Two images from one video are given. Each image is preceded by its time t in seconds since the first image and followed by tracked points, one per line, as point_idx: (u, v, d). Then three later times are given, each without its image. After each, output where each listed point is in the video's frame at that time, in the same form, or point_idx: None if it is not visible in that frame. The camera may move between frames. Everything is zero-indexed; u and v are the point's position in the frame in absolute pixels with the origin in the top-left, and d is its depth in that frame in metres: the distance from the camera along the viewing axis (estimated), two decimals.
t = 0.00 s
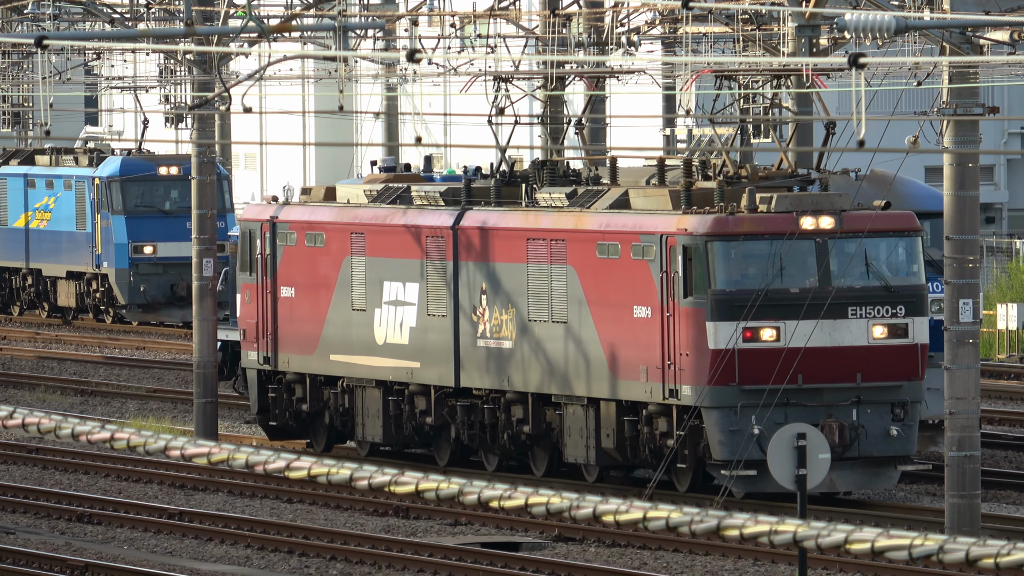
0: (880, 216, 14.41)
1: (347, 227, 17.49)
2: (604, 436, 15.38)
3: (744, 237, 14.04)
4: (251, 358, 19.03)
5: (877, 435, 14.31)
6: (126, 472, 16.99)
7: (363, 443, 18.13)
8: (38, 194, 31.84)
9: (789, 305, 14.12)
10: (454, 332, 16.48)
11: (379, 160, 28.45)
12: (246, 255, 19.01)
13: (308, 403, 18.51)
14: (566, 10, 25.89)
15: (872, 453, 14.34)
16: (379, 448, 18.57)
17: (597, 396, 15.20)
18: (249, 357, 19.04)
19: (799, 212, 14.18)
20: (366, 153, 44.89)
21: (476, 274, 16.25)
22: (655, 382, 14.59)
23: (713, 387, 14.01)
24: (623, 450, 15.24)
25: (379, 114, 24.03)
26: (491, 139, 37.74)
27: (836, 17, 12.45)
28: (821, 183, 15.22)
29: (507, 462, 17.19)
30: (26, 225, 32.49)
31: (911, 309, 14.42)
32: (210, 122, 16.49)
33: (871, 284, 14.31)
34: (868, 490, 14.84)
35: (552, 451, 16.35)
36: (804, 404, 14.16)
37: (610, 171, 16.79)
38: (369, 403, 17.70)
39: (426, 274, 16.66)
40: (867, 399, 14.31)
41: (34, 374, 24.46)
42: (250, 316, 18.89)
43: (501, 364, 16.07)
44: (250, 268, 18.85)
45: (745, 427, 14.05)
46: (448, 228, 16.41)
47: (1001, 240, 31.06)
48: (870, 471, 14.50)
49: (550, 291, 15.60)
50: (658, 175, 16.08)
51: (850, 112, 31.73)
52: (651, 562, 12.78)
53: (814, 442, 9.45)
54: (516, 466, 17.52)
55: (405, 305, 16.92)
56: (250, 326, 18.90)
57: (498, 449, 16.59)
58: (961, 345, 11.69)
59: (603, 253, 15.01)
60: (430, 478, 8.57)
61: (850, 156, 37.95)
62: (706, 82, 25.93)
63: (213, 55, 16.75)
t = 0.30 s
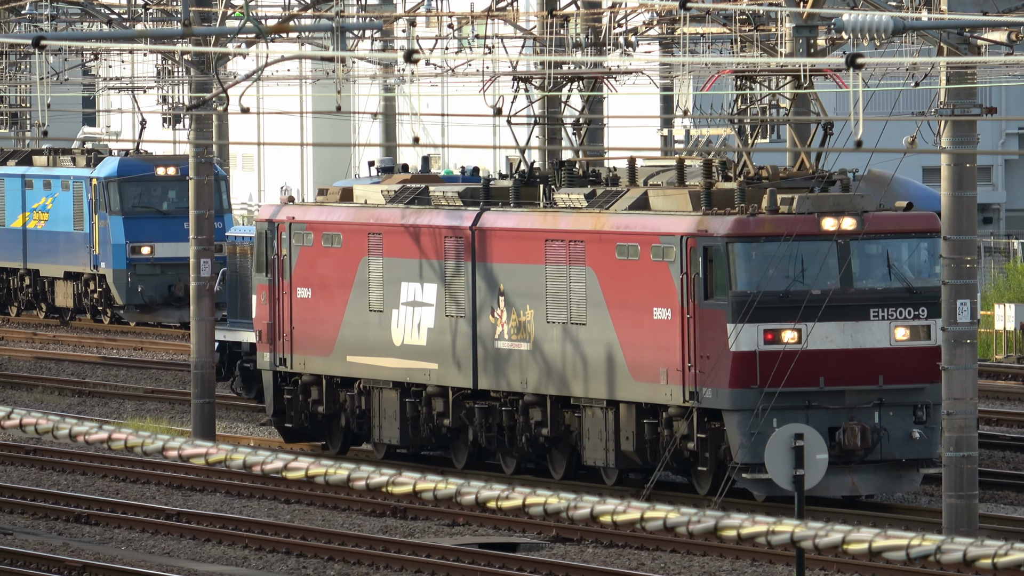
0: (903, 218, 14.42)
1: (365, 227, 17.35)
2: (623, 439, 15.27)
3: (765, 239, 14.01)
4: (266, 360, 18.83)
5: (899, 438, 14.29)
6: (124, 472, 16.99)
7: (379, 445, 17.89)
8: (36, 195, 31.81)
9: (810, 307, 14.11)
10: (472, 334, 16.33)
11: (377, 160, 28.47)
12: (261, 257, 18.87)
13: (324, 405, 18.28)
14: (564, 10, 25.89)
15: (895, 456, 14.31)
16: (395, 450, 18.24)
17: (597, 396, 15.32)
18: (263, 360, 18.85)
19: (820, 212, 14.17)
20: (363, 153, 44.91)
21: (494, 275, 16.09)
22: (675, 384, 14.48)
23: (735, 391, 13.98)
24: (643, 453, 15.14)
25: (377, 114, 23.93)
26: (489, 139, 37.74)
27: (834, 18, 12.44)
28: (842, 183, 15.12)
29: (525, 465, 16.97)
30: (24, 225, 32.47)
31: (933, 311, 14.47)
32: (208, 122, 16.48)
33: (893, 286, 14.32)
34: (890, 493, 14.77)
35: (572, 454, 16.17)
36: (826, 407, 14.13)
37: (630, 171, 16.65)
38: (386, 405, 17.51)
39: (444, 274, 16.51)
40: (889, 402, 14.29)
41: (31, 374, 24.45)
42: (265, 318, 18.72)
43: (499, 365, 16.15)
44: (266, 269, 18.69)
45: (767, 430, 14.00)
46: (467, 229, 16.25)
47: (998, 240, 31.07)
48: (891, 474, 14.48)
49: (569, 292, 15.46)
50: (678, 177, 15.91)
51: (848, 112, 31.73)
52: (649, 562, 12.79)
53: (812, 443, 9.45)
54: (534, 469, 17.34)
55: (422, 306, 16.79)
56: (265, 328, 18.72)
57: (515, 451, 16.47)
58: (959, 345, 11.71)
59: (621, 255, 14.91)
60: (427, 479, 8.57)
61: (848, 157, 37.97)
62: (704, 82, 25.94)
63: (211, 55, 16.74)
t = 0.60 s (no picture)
0: (925, 217, 14.31)
1: (380, 227, 17.23)
2: (643, 441, 15.20)
3: (786, 239, 13.95)
4: (282, 360, 18.75)
5: (921, 439, 14.22)
6: (121, 472, 16.98)
7: (393, 447, 17.77)
8: (32, 195, 31.80)
9: (831, 307, 14.07)
10: (490, 335, 16.24)
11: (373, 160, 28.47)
12: (279, 256, 18.75)
13: (339, 406, 18.21)
14: (561, 9, 25.90)
15: (916, 458, 14.23)
16: (410, 452, 18.21)
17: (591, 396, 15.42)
18: (279, 360, 18.75)
19: (841, 212, 14.11)
20: (359, 153, 44.92)
21: (511, 275, 15.97)
22: (694, 384, 14.44)
23: (754, 391, 13.96)
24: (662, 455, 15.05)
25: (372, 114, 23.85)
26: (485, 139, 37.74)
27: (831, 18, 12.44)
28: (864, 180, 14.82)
29: (542, 467, 16.96)
30: (20, 225, 32.45)
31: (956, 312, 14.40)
32: (205, 121, 16.46)
33: (915, 286, 14.25)
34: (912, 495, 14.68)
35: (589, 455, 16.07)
36: (846, 408, 14.07)
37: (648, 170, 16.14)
38: (402, 406, 17.42)
39: (462, 275, 16.39)
40: (911, 403, 14.22)
41: (28, 374, 24.44)
42: (281, 318, 18.63)
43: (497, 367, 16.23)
44: (281, 269, 18.61)
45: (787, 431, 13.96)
46: (485, 229, 16.16)
47: (994, 240, 31.11)
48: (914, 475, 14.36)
49: (587, 292, 15.37)
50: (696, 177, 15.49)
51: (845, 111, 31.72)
52: (646, 562, 12.79)
53: (809, 442, 9.45)
54: (552, 469, 17.20)
55: (439, 307, 16.67)
56: (281, 329, 18.64)
57: (532, 453, 16.44)
58: (955, 345, 11.70)
59: (641, 255, 14.82)
60: (424, 479, 8.54)
61: (845, 156, 37.98)
62: (701, 82, 25.95)
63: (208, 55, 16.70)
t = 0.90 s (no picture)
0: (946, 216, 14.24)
1: (396, 226, 17.17)
2: (662, 441, 14.99)
3: (807, 238, 13.77)
4: (297, 361, 18.74)
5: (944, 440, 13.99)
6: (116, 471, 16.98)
7: (410, 448, 17.73)
8: (28, 193, 31.78)
9: (852, 306, 13.88)
10: (507, 335, 16.09)
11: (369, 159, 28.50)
12: (293, 256, 18.76)
13: (353, 407, 18.14)
14: (557, 8, 25.92)
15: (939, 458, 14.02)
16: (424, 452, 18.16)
17: (584, 393, 15.47)
18: (293, 360, 18.77)
19: (862, 211, 13.95)
20: (355, 152, 44.97)
21: (528, 274, 15.85)
22: (715, 385, 14.27)
23: (777, 392, 13.73)
24: (681, 455, 14.89)
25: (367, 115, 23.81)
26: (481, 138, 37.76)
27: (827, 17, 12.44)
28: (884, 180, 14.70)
29: (559, 467, 16.84)
30: (16, 224, 32.44)
31: (978, 311, 14.25)
32: (201, 120, 16.44)
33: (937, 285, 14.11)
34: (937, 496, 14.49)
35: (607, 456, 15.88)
36: (867, 408, 13.90)
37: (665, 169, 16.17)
38: (417, 407, 17.38)
39: (479, 274, 16.30)
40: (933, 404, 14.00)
41: (24, 373, 24.43)
42: (296, 318, 18.62)
43: (495, 363, 16.25)
44: (296, 269, 18.61)
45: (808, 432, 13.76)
46: (500, 229, 16.03)
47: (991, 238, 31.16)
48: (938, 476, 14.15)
49: (605, 291, 15.23)
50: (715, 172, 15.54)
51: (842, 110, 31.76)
52: (642, 561, 12.80)
53: (805, 441, 9.46)
54: (568, 471, 17.11)
55: (456, 306, 16.57)
56: (296, 328, 18.63)
57: (549, 453, 16.23)
58: (952, 344, 11.71)
59: (659, 254, 14.68)
60: (419, 478, 8.53)
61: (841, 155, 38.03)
62: (696, 81, 25.99)
63: (204, 53, 16.67)
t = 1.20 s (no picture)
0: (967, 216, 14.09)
1: (410, 226, 17.03)
2: (680, 441, 14.84)
3: (828, 237, 13.61)
4: (310, 362, 18.58)
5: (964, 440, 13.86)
6: (112, 469, 16.98)
7: (425, 448, 17.57)
8: (24, 191, 31.76)
9: (873, 305, 13.72)
10: (524, 334, 15.93)
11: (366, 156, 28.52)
12: (306, 256, 18.63)
13: (368, 407, 18.03)
14: (553, 7, 25.93)
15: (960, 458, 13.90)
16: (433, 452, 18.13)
17: (587, 392, 15.42)
18: (308, 361, 18.62)
19: (885, 210, 13.75)
20: (351, 149, 44.98)
21: (545, 273, 15.71)
22: (735, 385, 14.09)
23: (798, 392, 13.55)
24: (700, 456, 14.74)
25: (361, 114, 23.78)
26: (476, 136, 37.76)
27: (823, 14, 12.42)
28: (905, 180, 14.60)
29: (577, 467, 16.67)
30: (12, 222, 32.42)
31: (1000, 311, 14.08)
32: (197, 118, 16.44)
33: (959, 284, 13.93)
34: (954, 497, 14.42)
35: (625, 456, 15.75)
36: (888, 408, 13.75)
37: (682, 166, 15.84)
38: (433, 407, 17.20)
39: (495, 274, 16.14)
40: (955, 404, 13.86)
41: (20, 371, 24.41)
42: (309, 318, 18.49)
43: (490, 363, 16.30)
44: (309, 269, 18.47)
45: (830, 432, 13.62)
46: (516, 228, 15.89)
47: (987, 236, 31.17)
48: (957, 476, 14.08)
49: (623, 290, 15.07)
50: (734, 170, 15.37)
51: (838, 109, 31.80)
52: (638, 559, 12.82)
53: (801, 439, 9.47)
54: (585, 471, 16.95)
55: (473, 306, 16.39)
56: (309, 328, 18.49)
57: (566, 454, 16.08)
58: (948, 342, 11.72)
59: (679, 253, 14.50)
60: (415, 475, 8.54)
61: (837, 153, 38.04)
62: (693, 78, 26.00)
63: (200, 51, 16.66)
